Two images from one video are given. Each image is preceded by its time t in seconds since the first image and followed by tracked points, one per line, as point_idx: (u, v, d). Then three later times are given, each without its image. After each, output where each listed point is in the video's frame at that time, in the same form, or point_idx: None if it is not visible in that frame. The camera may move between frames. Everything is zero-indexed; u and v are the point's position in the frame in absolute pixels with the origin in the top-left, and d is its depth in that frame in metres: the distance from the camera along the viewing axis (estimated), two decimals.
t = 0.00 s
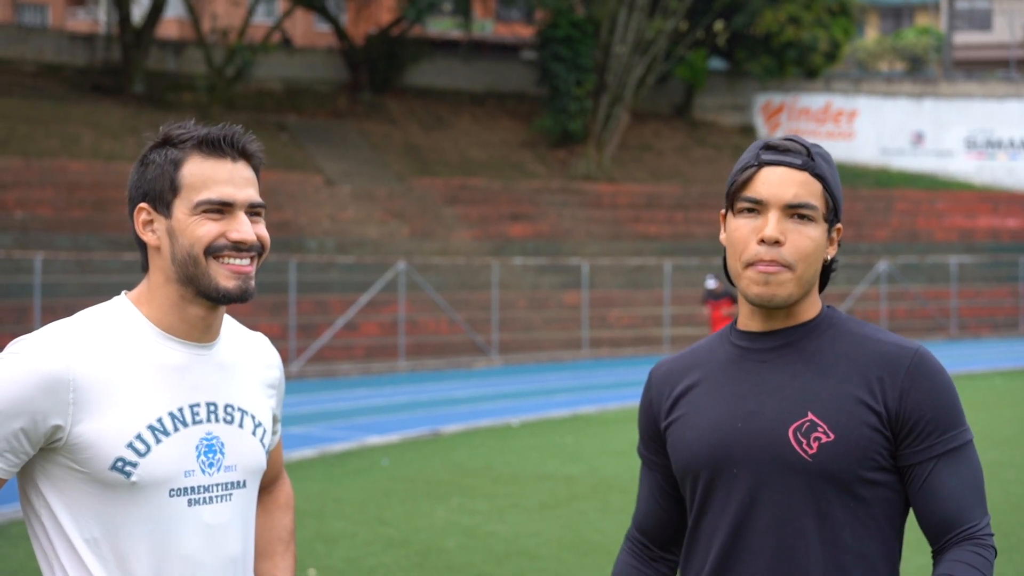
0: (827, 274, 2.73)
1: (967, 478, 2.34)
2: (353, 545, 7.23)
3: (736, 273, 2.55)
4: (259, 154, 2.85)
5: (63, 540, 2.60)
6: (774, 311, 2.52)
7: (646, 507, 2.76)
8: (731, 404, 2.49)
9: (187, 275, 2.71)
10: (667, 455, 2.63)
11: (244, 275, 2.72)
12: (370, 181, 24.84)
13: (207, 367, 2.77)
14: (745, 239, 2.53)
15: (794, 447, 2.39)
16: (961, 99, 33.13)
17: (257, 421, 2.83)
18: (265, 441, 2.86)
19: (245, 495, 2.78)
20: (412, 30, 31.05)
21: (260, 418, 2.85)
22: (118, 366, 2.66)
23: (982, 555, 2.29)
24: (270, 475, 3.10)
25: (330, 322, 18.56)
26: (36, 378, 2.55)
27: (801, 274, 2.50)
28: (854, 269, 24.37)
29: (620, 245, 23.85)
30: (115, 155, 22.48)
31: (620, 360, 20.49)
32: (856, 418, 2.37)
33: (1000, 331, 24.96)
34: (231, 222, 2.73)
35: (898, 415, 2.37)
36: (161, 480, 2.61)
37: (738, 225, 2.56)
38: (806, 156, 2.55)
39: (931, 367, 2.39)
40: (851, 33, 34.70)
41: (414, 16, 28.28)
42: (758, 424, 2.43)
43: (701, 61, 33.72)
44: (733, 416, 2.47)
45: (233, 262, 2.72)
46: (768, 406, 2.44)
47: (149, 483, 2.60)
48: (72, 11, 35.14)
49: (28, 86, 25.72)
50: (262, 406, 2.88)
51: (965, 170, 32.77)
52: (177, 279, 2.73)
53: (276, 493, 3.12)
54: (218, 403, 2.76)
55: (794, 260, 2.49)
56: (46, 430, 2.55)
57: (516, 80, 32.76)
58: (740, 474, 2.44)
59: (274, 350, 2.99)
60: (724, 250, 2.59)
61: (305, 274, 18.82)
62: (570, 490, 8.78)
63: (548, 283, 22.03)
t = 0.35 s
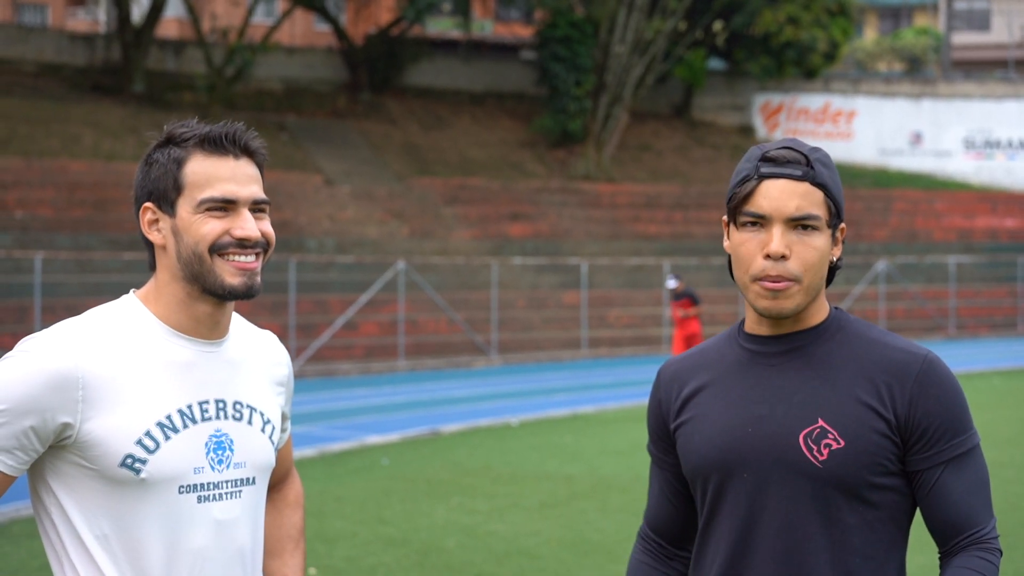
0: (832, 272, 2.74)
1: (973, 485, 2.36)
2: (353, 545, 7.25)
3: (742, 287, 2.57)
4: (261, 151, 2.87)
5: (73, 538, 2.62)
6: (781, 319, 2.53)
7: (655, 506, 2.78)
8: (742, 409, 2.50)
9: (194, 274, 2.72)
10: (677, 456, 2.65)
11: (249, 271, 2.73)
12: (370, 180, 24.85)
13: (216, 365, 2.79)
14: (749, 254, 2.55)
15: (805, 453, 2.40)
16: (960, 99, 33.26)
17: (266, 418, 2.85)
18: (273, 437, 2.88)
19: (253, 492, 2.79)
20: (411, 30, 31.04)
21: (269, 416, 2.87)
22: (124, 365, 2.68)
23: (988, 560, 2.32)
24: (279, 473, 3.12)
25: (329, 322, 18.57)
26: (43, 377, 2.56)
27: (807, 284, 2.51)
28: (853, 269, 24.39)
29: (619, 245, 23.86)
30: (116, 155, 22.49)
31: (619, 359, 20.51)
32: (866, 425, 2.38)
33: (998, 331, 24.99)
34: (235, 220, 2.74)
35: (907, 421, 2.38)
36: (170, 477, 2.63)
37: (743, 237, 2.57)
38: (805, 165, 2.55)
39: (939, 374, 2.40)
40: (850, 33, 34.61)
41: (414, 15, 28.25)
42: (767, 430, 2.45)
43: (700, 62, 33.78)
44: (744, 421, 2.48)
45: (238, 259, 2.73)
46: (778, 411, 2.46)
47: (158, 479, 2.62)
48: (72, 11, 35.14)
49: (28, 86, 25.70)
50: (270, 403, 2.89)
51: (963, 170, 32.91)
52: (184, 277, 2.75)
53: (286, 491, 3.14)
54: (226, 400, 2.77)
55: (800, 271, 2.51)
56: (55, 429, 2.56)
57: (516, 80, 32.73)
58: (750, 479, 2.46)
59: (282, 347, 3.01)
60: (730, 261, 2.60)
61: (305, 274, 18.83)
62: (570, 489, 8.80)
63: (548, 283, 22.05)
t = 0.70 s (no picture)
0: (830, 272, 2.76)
1: (976, 465, 2.34)
2: (353, 543, 7.26)
3: (738, 272, 2.60)
4: (261, 150, 2.89)
5: (75, 538, 2.64)
6: (780, 311, 2.56)
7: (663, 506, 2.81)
8: (740, 404, 2.53)
9: (194, 272, 2.74)
10: (679, 454, 2.69)
11: (248, 270, 2.75)
12: (369, 180, 24.87)
13: (217, 364, 2.81)
14: (749, 242, 2.57)
15: (802, 443, 2.42)
16: (957, 100, 33.23)
17: (265, 418, 2.87)
18: (273, 437, 2.90)
19: (254, 491, 2.82)
20: (410, 30, 31.06)
21: (269, 415, 2.89)
22: (124, 364, 2.70)
23: (995, 544, 2.28)
24: (280, 474, 3.15)
25: (329, 322, 18.59)
26: (45, 376, 2.58)
27: (806, 273, 2.54)
28: (851, 269, 24.42)
29: (618, 245, 23.90)
30: (115, 155, 22.52)
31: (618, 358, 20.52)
32: (861, 413, 2.40)
33: (996, 330, 25.04)
34: (233, 219, 2.76)
35: (903, 406, 2.39)
36: (171, 476, 2.65)
37: (743, 226, 2.60)
38: (808, 157, 2.61)
39: (934, 357, 2.41)
40: (848, 34, 34.54)
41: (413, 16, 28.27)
42: (765, 422, 2.47)
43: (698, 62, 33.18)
44: (741, 415, 2.51)
45: (236, 258, 2.75)
46: (775, 405, 2.48)
47: (159, 479, 2.63)
48: (72, 11, 35.15)
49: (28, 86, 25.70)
50: (270, 403, 2.92)
51: (960, 170, 32.86)
52: (184, 277, 2.77)
53: (287, 490, 3.16)
54: (226, 400, 2.79)
55: (799, 259, 2.54)
56: (56, 428, 2.58)
57: (515, 80, 32.75)
58: (748, 471, 2.49)
59: (283, 348, 3.04)
60: (729, 251, 2.63)
61: (304, 274, 18.85)
62: (569, 488, 8.82)
63: (547, 283, 22.08)
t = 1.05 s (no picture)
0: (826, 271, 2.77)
1: (968, 469, 2.31)
2: (348, 543, 7.25)
3: (741, 273, 2.60)
4: (254, 148, 2.89)
5: (64, 537, 2.63)
6: (777, 312, 2.56)
7: (655, 498, 2.82)
8: (732, 401, 2.54)
9: (185, 271, 2.74)
10: (672, 448, 2.70)
11: (240, 269, 2.75)
12: (366, 180, 24.86)
13: (207, 363, 2.82)
14: (751, 247, 2.57)
15: (791, 443, 2.42)
16: (955, 100, 33.60)
17: (256, 418, 2.88)
18: (263, 436, 2.91)
19: (243, 490, 2.82)
20: (408, 30, 31.03)
21: (259, 415, 2.90)
22: (114, 362, 2.69)
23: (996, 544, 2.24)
24: (270, 472, 3.15)
25: (326, 322, 18.57)
26: (33, 374, 2.56)
27: (807, 277, 2.53)
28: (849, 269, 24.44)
29: (615, 245, 23.90)
30: (113, 155, 22.51)
31: (616, 357, 20.52)
32: (853, 414, 2.39)
33: (993, 330, 25.06)
34: (225, 217, 2.76)
35: (895, 408, 2.38)
36: (161, 476, 2.64)
37: (747, 229, 2.60)
38: (817, 161, 2.56)
39: (928, 360, 2.39)
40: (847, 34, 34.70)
41: (411, 15, 28.25)
42: (755, 420, 2.48)
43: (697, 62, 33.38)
44: (733, 411, 2.52)
45: (227, 255, 2.75)
46: (767, 402, 2.48)
47: (147, 478, 2.62)
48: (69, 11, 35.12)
49: (24, 86, 25.66)
50: (260, 403, 2.93)
51: (958, 169, 33.02)
52: (176, 275, 2.76)
53: (277, 489, 3.17)
54: (217, 400, 2.80)
55: (800, 264, 2.53)
56: (46, 427, 2.57)
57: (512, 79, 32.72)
58: (737, 468, 2.49)
59: (274, 346, 3.05)
60: (731, 253, 2.62)
61: (302, 274, 18.96)
62: (566, 488, 8.82)
63: (544, 282, 22.08)
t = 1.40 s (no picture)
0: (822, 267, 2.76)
1: (969, 478, 2.34)
2: (343, 543, 7.25)
3: (747, 282, 2.58)
4: (249, 146, 2.89)
5: (56, 536, 2.64)
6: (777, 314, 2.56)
7: (648, 497, 2.81)
8: (733, 405, 2.53)
9: (180, 270, 2.73)
10: (668, 448, 2.69)
11: (235, 269, 2.75)
12: (362, 181, 24.87)
13: (200, 363, 2.81)
14: (755, 250, 2.56)
15: (795, 450, 2.42)
16: (950, 100, 33.52)
17: (250, 417, 2.88)
18: (258, 436, 2.90)
19: (237, 490, 2.81)
20: (403, 30, 31.02)
21: (253, 414, 2.90)
22: (107, 360, 2.69)
23: (988, 555, 2.29)
24: (264, 472, 3.14)
25: (321, 322, 18.58)
26: (26, 372, 2.57)
27: (815, 273, 2.53)
28: (844, 270, 24.47)
29: (611, 245, 23.91)
30: (108, 155, 22.51)
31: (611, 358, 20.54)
32: (856, 422, 2.39)
33: (988, 330, 25.07)
34: (221, 216, 2.76)
35: (898, 417, 2.38)
36: (153, 476, 2.64)
37: (746, 234, 2.58)
38: (802, 155, 2.57)
39: (930, 368, 2.40)
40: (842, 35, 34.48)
41: (406, 16, 28.23)
42: (757, 426, 2.47)
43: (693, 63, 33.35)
44: (734, 416, 2.51)
45: (221, 254, 2.75)
46: (769, 407, 2.48)
47: (140, 478, 2.62)
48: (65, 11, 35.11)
49: (19, 86, 25.63)
50: (254, 402, 2.92)
51: (953, 170, 32.99)
52: (169, 274, 2.76)
53: (271, 489, 3.16)
54: (209, 399, 2.80)
55: (808, 260, 2.53)
56: (38, 426, 2.57)
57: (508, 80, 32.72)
58: (738, 474, 2.49)
59: (268, 346, 3.04)
60: (734, 260, 2.61)
61: (297, 274, 19.02)
62: (562, 488, 8.82)
63: (540, 283, 22.07)
